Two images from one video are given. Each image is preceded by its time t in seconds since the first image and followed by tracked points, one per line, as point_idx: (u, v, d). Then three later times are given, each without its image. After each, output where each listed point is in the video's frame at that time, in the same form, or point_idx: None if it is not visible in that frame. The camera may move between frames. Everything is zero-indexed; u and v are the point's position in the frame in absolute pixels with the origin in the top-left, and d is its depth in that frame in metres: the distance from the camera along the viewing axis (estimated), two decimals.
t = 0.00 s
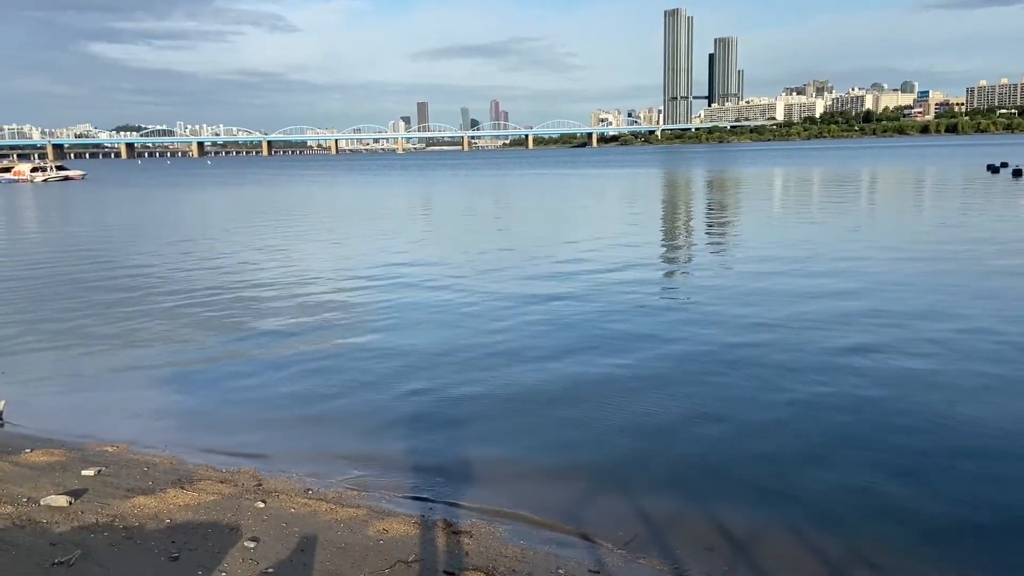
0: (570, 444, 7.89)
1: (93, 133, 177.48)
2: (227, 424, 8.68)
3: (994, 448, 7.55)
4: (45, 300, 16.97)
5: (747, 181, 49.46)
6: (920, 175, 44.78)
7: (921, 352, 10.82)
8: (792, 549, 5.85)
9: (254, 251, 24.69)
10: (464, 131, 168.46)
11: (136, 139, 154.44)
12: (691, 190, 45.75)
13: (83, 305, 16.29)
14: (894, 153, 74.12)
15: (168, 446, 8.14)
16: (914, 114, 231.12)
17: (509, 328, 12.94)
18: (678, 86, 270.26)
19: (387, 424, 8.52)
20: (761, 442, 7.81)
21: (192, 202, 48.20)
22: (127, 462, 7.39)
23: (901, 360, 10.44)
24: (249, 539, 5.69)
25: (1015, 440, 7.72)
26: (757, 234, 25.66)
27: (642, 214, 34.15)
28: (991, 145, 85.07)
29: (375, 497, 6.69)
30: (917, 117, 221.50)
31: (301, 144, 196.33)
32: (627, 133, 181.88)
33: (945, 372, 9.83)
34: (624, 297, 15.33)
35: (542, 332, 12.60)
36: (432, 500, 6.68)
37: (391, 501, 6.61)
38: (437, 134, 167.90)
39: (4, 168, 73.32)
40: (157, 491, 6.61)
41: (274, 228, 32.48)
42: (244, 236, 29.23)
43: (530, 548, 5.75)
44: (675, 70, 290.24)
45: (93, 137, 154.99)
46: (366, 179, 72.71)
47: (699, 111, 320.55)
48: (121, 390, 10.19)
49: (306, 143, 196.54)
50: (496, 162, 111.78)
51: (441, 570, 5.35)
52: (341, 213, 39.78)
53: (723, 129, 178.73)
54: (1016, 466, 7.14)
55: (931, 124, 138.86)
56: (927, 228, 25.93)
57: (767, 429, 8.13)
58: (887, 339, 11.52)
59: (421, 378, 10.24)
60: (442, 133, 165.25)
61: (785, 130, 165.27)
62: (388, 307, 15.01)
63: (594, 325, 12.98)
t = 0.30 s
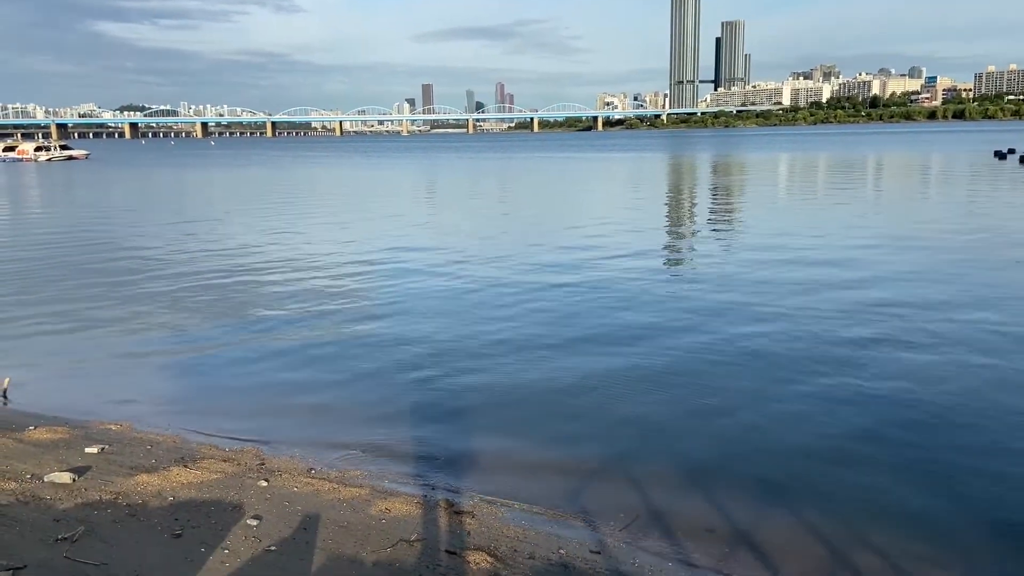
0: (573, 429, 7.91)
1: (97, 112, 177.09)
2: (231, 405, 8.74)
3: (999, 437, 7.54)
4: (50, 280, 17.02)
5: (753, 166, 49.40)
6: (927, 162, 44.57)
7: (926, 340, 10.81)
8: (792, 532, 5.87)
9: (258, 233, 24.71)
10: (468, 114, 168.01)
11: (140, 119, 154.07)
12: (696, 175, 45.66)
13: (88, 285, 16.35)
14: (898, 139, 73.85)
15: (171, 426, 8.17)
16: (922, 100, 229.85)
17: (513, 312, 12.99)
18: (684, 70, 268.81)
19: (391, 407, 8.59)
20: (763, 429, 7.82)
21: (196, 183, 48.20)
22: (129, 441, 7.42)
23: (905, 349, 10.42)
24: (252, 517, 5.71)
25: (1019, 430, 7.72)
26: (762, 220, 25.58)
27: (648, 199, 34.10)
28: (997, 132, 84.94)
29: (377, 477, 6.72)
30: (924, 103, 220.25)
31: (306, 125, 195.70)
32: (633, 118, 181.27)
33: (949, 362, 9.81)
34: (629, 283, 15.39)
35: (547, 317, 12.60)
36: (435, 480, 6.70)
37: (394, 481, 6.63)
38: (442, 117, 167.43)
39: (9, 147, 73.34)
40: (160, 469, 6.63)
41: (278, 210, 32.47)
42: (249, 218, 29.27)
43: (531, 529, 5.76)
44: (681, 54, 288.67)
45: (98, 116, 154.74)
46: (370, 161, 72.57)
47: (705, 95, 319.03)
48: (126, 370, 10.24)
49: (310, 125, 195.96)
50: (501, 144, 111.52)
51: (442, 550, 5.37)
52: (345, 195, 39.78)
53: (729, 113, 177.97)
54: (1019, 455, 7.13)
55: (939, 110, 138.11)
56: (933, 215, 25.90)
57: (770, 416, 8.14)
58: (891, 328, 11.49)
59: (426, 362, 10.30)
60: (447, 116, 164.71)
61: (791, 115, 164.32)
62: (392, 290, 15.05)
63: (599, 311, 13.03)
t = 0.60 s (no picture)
0: (573, 419, 7.91)
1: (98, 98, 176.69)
2: (231, 393, 8.75)
3: (996, 428, 7.56)
4: (50, 267, 16.99)
5: (754, 157, 49.42)
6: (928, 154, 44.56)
7: (926, 333, 10.81)
8: (790, 521, 5.88)
9: (259, 220, 24.70)
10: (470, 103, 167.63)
11: (140, 105, 153.66)
12: (697, 165, 45.65)
13: (89, 272, 16.35)
14: (900, 131, 73.69)
15: (171, 413, 8.18)
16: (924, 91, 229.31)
17: (514, 302, 13.01)
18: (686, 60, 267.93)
19: (392, 395, 8.62)
20: (762, 419, 7.82)
21: (197, 169, 48.11)
22: (129, 426, 7.43)
23: (905, 341, 10.41)
24: (250, 503, 5.71)
25: (1017, 421, 7.73)
26: (763, 211, 25.55)
27: (648, 189, 34.11)
28: (998, 124, 84.85)
29: (376, 464, 6.73)
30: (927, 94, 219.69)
31: (307, 113, 195.16)
32: (634, 108, 180.82)
33: (949, 354, 9.81)
34: (630, 272, 15.40)
35: (547, 308, 12.58)
36: (433, 467, 6.71)
37: (393, 468, 6.63)
38: (444, 106, 166.99)
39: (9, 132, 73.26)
40: (159, 455, 6.63)
41: (279, 198, 32.45)
42: (250, 205, 29.26)
43: (529, 517, 5.77)
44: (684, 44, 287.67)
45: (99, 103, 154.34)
46: (371, 149, 72.46)
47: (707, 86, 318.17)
48: (127, 358, 10.25)
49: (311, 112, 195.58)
50: (502, 133, 111.35)
51: (440, 537, 5.37)
52: (346, 183, 39.75)
53: (731, 104, 177.60)
54: (1019, 447, 7.13)
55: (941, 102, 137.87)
56: (934, 207, 25.94)
57: (770, 406, 8.14)
58: (891, 321, 11.48)
59: (426, 350, 10.32)
60: (449, 104, 164.28)
61: (793, 106, 164.03)
62: (393, 279, 15.06)
63: (599, 300, 13.04)
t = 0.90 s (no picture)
0: (572, 414, 7.90)
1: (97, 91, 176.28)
2: (228, 386, 8.74)
3: (992, 423, 7.60)
4: (49, 260, 16.98)
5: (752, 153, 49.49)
6: (926, 150, 44.58)
7: (926, 330, 10.80)
8: (787, 516, 5.90)
9: (257, 215, 24.65)
10: (470, 98, 167.68)
11: (139, 98, 153.37)
12: (697, 160, 45.77)
13: (88, 265, 16.32)
14: (899, 128, 73.67)
15: (171, 405, 8.19)
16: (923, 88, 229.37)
17: (513, 297, 13.05)
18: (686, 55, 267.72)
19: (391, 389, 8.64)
20: (761, 415, 7.82)
21: (195, 164, 47.98)
22: (126, 420, 7.41)
23: (906, 338, 10.40)
24: (248, 497, 5.72)
25: (1014, 418, 7.76)
26: (762, 207, 25.50)
27: (647, 185, 34.14)
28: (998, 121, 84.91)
29: (374, 458, 6.74)
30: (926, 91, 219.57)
31: (305, 107, 194.71)
32: (634, 104, 180.83)
33: (950, 351, 9.80)
34: (629, 268, 15.42)
35: (546, 304, 12.56)
36: (432, 462, 6.72)
37: (391, 463, 6.63)
38: (444, 101, 166.88)
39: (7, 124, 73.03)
40: (157, 448, 6.63)
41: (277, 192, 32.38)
42: (248, 200, 29.19)
43: (528, 512, 5.77)
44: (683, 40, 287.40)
45: (98, 97, 154.05)
46: (369, 143, 72.26)
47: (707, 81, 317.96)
48: (123, 353, 10.20)
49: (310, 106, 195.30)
50: (500, 129, 111.16)
51: (439, 531, 5.37)
52: (346, 178, 39.79)
53: (730, 100, 177.56)
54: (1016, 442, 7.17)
55: (942, 100, 137.83)
56: (933, 204, 25.96)
57: (770, 401, 8.15)
58: (891, 317, 11.47)
59: (425, 345, 10.36)
60: (449, 99, 164.35)
61: (793, 102, 163.91)
62: (392, 274, 15.06)
63: (597, 296, 13.08)
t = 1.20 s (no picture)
0: (572, 413, 7.90)
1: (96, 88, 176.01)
2: (228, 385, 8.74)
3: (990, 422, 7.60)
4: (48, 257, 16.96)
5: (753, 151, 49.43)
6: (926, 149, 44.50)
7: (924, 329, 10.81)
8: (786, 513, 5.89)
9: (256, 212, 24.58)
10: (469, 95, 167.46)
11: (138, 95, 153.14)
12: (697, 158, 45.70)
13: (87, 263, 16.31)
14: (898, 127, 73.52)
15: (170, 403, 8.18)
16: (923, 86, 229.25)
17: (513, 296, 13.05)
18: (686, 53, 267.45)
19: (390, 387, 8.64)
20: (760, 413, 7.82)
21: (194, 161, 47.88)
22: (124, 417, 7.41)
23: (904, 337, 10.41)
24: (247, 494, 5.71)
25: (1012, 417, 7.77)
26: (761, 206, 25.49)
27: (647, 183, 34.09)
28: (998, 120, 84.79)
29: (373, 456, 6.73)
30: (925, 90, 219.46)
31: (305, 104, 194.49)
32: (633, 102, 180.74)
33: (948, 351, 9.81)
34: (629, 267, 15.43)
35: (545, 303, 12.57)
36: (431, 460, 6.72)
37: (391, 460, 6.63)
38: (443, 99, 166.65)
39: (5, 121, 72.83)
40: (156, 445, 6.62)
41: (276, 189, 32.30)
42: (247, 197, 29.15)
43: (527, 509, 5.77)
44: (683, 37, 287.09)
45: (97, 94, 153.75)
46: (369, 141, 72.19)
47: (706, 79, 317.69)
48: (122, 350, 10.20)
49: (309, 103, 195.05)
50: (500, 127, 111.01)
51: (439, 528, 5.37)
52: (345, 175, 39.74)
53: (730, 98, 177.40)
54: (1014, 442, 7.18)
55: (942, 98, 137.60)
56: (932, 203, 25.94)
57: (769, 400, 8.15)
58: (890, 317, 11.47)
59: (424, 344, 10.36)
60: (448, 96, 164.13)
61: (792, 100, 163.73)
62: (392, 272, 15.07)
63: (598, 295, 13.09)
